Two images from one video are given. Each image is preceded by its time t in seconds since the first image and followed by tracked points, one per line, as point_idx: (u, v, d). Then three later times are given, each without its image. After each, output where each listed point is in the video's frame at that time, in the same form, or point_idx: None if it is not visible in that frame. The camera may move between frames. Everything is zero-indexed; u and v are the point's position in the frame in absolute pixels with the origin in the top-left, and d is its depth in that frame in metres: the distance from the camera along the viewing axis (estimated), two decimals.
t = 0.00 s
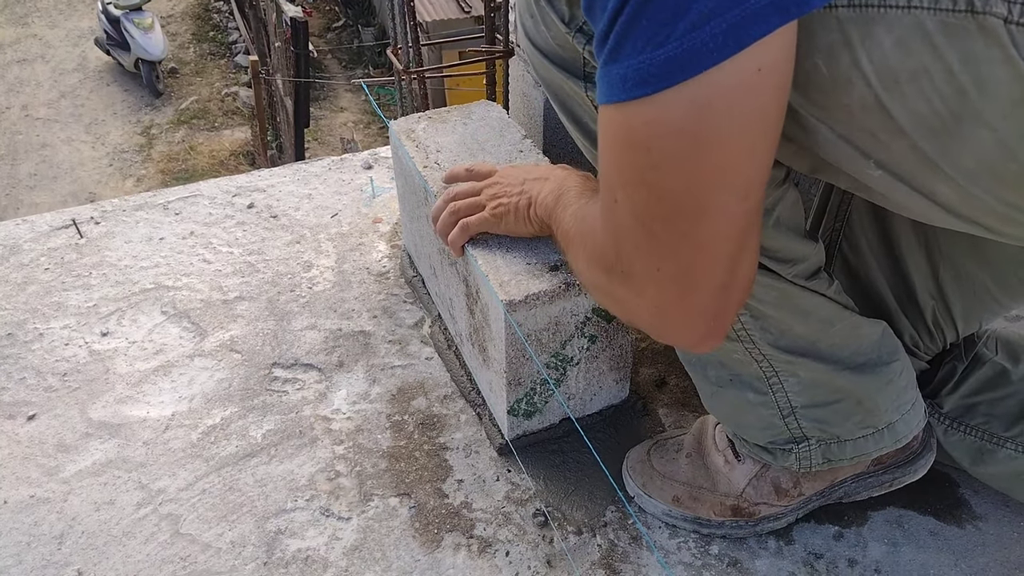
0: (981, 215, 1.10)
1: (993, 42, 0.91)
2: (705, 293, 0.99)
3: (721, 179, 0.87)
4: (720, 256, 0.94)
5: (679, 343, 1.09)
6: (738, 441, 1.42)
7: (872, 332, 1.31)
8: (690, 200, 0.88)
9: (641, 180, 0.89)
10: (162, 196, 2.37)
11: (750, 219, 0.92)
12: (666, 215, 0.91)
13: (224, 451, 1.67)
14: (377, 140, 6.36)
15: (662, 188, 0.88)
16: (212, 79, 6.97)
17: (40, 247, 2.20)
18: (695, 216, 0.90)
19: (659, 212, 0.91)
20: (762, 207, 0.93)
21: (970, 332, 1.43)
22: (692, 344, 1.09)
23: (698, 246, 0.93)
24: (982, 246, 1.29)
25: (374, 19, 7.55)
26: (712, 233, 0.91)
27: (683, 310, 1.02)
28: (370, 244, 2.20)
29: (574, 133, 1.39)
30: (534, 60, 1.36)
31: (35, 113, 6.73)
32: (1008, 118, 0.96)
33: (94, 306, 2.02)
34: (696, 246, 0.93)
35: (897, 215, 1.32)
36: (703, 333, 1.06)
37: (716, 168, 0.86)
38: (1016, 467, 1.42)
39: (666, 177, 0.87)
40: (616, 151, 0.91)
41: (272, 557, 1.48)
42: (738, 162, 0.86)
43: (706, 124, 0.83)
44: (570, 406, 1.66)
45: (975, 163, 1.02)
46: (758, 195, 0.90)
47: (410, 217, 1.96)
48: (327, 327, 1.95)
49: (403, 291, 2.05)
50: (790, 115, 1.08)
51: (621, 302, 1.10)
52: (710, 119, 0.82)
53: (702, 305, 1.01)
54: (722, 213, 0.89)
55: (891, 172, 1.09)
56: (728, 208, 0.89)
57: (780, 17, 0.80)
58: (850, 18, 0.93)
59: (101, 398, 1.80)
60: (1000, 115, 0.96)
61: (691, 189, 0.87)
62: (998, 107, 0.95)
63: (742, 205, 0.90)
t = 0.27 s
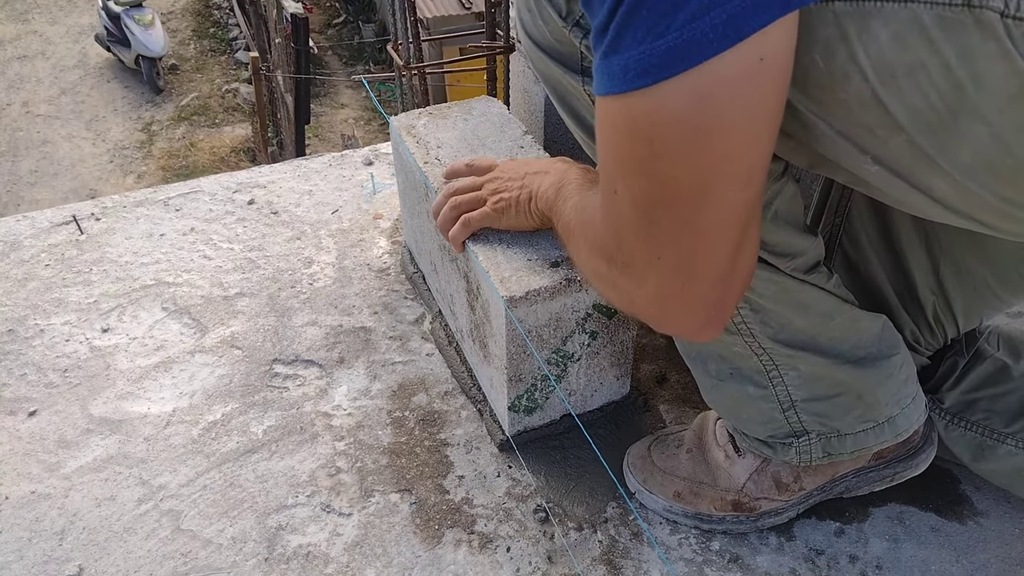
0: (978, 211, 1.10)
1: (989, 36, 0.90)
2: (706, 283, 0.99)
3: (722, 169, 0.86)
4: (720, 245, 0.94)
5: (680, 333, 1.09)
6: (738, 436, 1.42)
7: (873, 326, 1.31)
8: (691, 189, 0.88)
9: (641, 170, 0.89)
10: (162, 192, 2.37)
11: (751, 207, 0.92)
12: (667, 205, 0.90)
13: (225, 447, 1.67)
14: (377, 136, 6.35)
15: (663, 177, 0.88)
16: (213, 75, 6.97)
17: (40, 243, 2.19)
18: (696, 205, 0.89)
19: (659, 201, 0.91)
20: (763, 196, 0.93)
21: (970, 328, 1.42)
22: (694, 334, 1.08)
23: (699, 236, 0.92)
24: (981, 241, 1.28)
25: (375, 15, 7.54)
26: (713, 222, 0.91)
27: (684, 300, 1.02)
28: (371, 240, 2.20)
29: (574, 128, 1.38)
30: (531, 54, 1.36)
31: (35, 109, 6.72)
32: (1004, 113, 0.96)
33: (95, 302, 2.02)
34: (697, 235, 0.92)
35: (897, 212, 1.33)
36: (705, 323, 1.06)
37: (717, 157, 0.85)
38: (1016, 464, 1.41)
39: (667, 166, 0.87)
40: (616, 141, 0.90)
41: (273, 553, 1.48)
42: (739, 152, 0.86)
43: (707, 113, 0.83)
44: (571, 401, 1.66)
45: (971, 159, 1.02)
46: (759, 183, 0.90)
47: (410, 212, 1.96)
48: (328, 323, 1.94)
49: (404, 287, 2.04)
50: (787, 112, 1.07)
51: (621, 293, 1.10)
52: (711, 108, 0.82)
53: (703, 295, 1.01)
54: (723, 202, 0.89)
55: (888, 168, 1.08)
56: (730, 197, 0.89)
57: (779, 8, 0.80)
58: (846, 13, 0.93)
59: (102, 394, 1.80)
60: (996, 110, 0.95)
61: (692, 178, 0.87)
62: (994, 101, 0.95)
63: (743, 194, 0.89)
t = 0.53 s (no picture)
0: (978, 210, 1.10)
1: (989, 34, 0.90)
2: (706, 278, 0.98)
3: (721, 163, 0.86)
4: (721, 240, 0.94)
5: (681, 329, 1.09)
6: (739, 433, 1.41)
7: (874, 323, 1.30)
8: (690, 184, 0.88)
9: (640, 165, 0.89)
10: (163, 189, 2.37)
11: (751, 201, 0.92)
12: (667, 200, 0.90)
13: (226, 444, 1.67)
14: (379, 133, 6.35)
15: (662, 172, 0.88)
16: (214, 72, 6.97)
17: (42, 240, 2.20)
18: (696, 200, 0.89)
19: (659, 196, 0.90)
20: (763, 191, 0.92)
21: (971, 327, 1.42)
22: (695, 329, 1.08)
23: (699, 231, 0.92)
24: (983, 241, 1.28)
25: (376, 11, 7.53)
26: (713, 216, 0.91)
27: (685, 295, 1.01)
28: (372, 237, 2.20)
29: (576, 123, 1.38)
30: (532, 50, 1.35)
31: (37, 106, 6.73)
32: (1005, 112, 0.95)
33: (96, 299, 2.02)
34: (697, 230, 0.92)
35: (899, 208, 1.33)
36: (705, 317, 1.05)
37: (717, 151, 0.85)
38: (1017, 462, 1.41)
39: (666, 161, 0.87)
40: (615, 136, 0.90)
41: (274, 550, 1.48)
42: (738, 146, 0.85)
43: (706, 106, 0.82)
44: (572, 399, 1.65)
45: (971, 157, 1.01)
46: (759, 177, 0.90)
47: (412, 209, 1.95)
48: (329, 320, 1.94)
49: (405, 284, 2.04)
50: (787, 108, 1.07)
51: (621, 289, 1.10)
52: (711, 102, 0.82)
53: (704, 290, 1.00)
54: (723, 196, 0.89)
55: (888, 167, 1.08)
56: (730, 191, 0.89)
57: (776, 4, 0.80)
58: (846, 10, 0.92)
59: (103, 391, 1.80)
60: (996, 109, 0.95)
61: (692, 172, 0.87)
62: (995, 100, 0.94)
63: (743, 188, 0.89)
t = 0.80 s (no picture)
0: (979, 216, 1.10)
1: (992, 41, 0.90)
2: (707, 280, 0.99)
3: (723, 167, 0.86)
4: (722, 243, 0.94)
5: (681, 332, 1.09)
6: (738, 436, 1.41)
7: (872, 327, 1.30)
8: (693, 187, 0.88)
9: (642, 168, 0.88)
10: (161, 191, 2.36)
11: (753, 205, 0.92)
12: (669, 203, 0.90)
13: (223, 447, 1.67)
14: (377, 135, 6.35)
15: (665, 175, 0.88)
16: (212, 74, 6.97)
17: (39, 242, 2.19)
18: (698, 203, 0.89)
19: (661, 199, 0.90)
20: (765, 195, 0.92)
21: (970, 331, 1.43)
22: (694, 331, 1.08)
23: (700, 234, 0.92)
24: (982, 245, 1.28)
25: (374, 13, 7.52)
26: (714, 219, 0.91)
27: (685, 298, 1.01)
28: (369, 239, 2.20)
29: (576, 124, 1.38)
30: (534, 49, 1.35)
31: (35, 108, 6.72)
32: (1007, 120, 0.95)
33: (93, 301, 2.02)
34: (699, 233, 0.92)
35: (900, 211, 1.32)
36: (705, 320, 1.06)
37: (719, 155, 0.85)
38: (1015, 464, 1.42)
39: (667, 164, 0.87)
40: (617, 139, 0.90)
41: (270, 553, 1.48)
42: (740, 150, 0.85)
43: (708, 111, 0.82)
44: (570, 401, 1.65)
45: (972, 164, 1.01)
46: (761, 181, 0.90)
47: (409, 211, 1.95)
48: (326, 323, 1.94)
49: (403, 286, 2.04)
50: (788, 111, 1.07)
51: (621, 292, 1.10)
52: (713, 106, 0.82)
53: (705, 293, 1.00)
54: (725, 199, 0.89)
55: (889, 172, 1.08)
56: (731, 195, 0.89)
57: (779, 9, 0.80)
58: (848, 15, 0.93)
59: (99, 394, 1.79)
60: (998, 117, 0.95)
61: (694, 175, 0.87)
62: (997, 108, 0.94)
63: (744, 192, 0.89)
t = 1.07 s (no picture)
0: (986, 213, 1.10)
1: (1003, 38, 0.90)
2: (705, 290, 0.96)
3: (733, 169, 0.85)
4: (726, 251, 0.92)
5: (672, 345, 1.05)
6: (738, 435, 1.41)
7: (872, 324, 1.30)
8: (703, 190, 0.86)
9: (653, 168, 0.86)
10: (160, 189, 2.36)
11: (757, 213, 0.90)
12: (677, 206, 0.88)
13: (222, 445, 1.66)
14: (377, 133, 6.34)
15: (677, 176, 0.85)
16: (212, 71, 6.96)
17: (38, 240, 2.19)
18: (707, 207, 0.87)
19: (669, 203, 0.87)
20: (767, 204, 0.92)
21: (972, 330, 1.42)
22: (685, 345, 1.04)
23: (705, 240, 0.90)
24: (986, 242, 1.28)
25: (374, 10, 7.50)
26: (720, 225, 0.89)
27: (681, 308, 0.98)
28: (369, 238, 2.19)
29: (580, 120, 1.37)
30: (541, 44, 1.35)
31: (34, 105, 6.71)
32: (1016, 118, 0.95)
33: (92, 299, 2.01)
34: (704, 239, 0.90)
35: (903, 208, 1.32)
36: (698, 332, 1.02)
37: (731, 155, 0.84)
38: (1016, 463, 1.41)
39: (679, 162, 0.84)
40: (625, 137, 0.87)
41: (270, 552, 1.48)
42: (750, 153, 0.85)
43: (722, 110, 0.82)
44: (569, 400, 1.65)
45: (982, 162, 1.01)
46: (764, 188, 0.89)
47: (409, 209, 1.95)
48: (326, 321, 1.94)
49: (402, 285, 2.04)
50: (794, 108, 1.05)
51: (605, 306, 1.04)
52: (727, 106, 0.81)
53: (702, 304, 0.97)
54: (731, 204, 0.87)
55: (897, 168, 1.07)
56: (739, 199, 0.87)
57: (793, 10, 0.81)
58: (861, 11, 0.91)
59: (99, 392, 1.79)
60: (1009, 114, 0.95)
61: (703, 176, 0.85)
62: (1008, 106, 0.94)
63: (751, 197, 0.88)
